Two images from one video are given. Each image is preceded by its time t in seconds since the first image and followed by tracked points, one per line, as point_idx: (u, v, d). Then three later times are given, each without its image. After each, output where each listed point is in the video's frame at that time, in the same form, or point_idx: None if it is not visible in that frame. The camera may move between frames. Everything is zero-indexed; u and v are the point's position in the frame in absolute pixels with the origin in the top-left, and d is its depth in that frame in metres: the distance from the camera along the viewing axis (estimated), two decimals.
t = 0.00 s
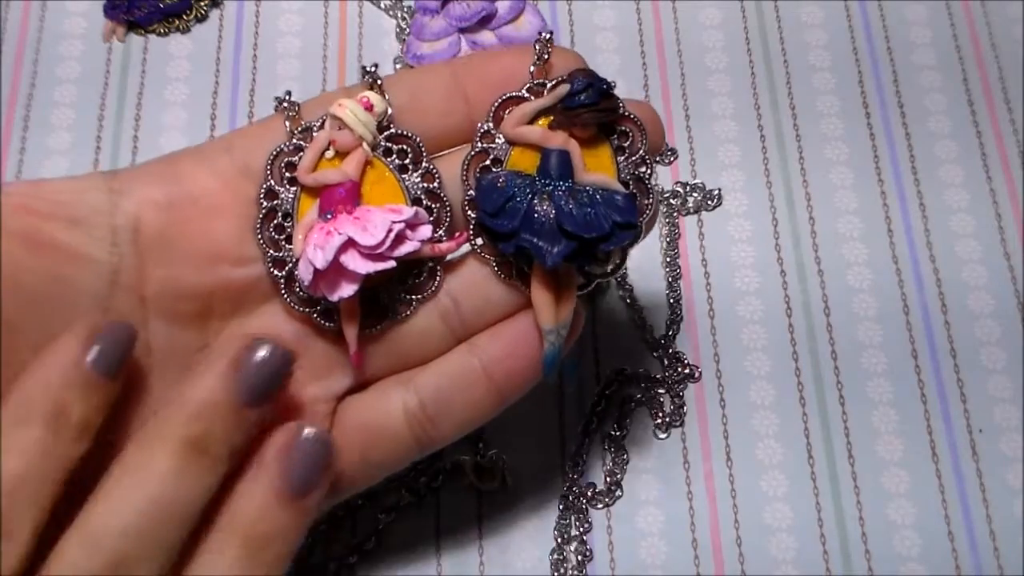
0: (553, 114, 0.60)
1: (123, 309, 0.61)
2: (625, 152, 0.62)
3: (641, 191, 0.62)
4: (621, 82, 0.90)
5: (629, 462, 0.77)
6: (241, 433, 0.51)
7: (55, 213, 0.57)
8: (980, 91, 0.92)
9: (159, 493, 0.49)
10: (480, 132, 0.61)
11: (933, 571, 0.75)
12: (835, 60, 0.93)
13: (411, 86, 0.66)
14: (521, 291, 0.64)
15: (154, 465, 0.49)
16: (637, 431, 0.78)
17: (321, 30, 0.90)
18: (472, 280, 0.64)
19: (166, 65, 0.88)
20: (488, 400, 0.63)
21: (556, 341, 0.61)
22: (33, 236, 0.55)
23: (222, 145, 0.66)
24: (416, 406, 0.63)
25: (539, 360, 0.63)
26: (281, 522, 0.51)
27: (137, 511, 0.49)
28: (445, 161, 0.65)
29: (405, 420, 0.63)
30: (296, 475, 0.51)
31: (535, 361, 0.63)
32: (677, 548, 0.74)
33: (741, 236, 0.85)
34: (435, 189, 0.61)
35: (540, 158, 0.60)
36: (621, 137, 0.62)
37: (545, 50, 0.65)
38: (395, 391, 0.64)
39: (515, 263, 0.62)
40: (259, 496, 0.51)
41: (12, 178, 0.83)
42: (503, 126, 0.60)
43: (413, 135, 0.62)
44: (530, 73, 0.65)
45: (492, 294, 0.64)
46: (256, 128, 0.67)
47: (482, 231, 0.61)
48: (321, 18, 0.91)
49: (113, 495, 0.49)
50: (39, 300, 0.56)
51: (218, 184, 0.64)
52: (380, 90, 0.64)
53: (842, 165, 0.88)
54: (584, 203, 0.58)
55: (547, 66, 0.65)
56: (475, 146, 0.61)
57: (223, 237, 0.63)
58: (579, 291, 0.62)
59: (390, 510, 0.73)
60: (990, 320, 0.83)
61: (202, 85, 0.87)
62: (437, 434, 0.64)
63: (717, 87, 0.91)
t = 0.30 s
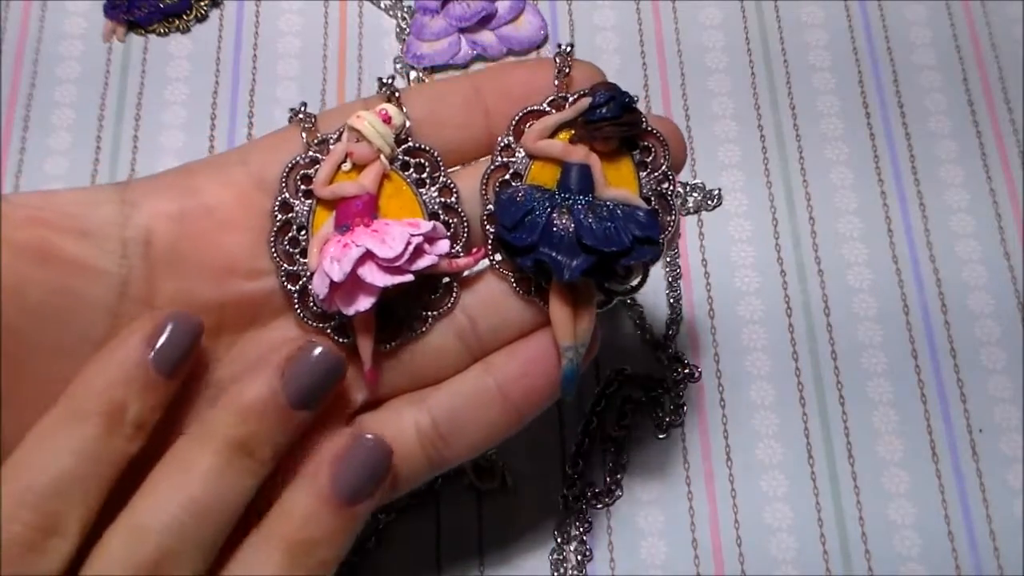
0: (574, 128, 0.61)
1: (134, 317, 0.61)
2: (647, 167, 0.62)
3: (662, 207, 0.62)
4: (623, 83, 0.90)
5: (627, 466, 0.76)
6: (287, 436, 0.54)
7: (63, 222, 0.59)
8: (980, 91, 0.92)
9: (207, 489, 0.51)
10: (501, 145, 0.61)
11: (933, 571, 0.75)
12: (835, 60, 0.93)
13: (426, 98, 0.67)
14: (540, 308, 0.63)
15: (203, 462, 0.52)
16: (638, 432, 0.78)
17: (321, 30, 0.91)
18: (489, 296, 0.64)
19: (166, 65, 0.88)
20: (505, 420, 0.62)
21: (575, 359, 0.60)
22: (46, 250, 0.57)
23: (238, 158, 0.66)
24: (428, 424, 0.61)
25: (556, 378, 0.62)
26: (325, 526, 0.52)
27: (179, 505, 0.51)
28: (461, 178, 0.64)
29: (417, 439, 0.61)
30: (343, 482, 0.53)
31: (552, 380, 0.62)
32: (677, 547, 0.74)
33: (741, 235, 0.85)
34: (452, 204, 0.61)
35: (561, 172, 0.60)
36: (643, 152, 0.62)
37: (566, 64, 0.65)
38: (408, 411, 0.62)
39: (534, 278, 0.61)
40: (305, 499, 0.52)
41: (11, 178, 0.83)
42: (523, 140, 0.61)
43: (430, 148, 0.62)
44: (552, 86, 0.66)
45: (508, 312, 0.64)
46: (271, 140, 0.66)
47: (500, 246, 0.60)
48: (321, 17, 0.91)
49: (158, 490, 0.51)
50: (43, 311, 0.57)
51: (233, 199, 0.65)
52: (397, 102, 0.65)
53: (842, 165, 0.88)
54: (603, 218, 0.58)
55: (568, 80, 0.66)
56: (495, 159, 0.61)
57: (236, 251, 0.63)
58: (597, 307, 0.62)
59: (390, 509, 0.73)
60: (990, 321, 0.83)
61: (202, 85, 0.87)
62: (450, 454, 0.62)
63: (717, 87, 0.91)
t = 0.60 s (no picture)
0: (592, 110, 0.61)
1: (142, 306, 0.61)
2: (663, 149, 0.61)
3: (678, 188, 0.62)
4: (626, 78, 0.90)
5: (628, 465, 0.76)
6: (123, 414, 0.51)
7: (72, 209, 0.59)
8: (980, 91, 0.92)
9: (29, 471, 0.48)
10: (517, 126, 0.61)
11: (932, 571, 0.75)
12: (834, 60, 0.93)
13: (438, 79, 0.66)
14: (557, 290, 0.63)
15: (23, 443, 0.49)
16: (637, 431, 0.78)
17: (320, 29, 0.91)
18: (504, 278, 0.63)
19: (166, 65, 0.88)
20: (519, 404, 0.63)
21: (592, 342, 0.60)
22: (48, 230, 0.56)
23: (250, 140, 0.65)
24: (442, 410, 0.63)
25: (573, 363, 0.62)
26: (157, 498, 0.49)
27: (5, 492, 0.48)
28: (476, 159, 0.64)
29: (431, 425, 0.63)
30: (169, 451, 0.49)
31: (569, 363, 0.62)
32: (677, 548, 0.74)
33: (740, 235, 0.85)
34: (466, 186, 0.61)
35: (578, 154, 0.60)
36: (660, 133, 0.62)
37: (582, 43, 0.65)
38: (421, 395, 0.64)
39: (550, 261, 0.61)
40: (134, 472, 0.49)
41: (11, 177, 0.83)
42: (540, 122, 0.60)
43: (444, 130, 0.62)
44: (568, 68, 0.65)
45: (524, 296, 0.63)
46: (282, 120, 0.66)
47: (518, 228, 0.60)
48: (321, 18, 0.91)
49: None
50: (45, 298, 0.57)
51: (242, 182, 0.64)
52: (410, 83, 0.65)
53: (842, 165, 0.88)
54: (624, 201, 0.57)
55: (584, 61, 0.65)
56: (511, 139, 0.61)
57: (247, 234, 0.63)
58: (615, 291, 0.62)
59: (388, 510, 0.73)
60: (990, 321, 0.83)
61: (202, 85, 0.87)
62: (465, 439, 0.63)
63: (717, 87, 0.91)
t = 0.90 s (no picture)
0: (591, 111, 0.60)
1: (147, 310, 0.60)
2: (662, 150, 0.61)
3: (677, 189, 0.62)
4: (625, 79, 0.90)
5: (629, 464, 0.77)
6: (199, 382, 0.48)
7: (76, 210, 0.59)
8: (980, 91, 0.92)
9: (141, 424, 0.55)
10: (518, 129, 0.61)
11: (932, 571, 0.75)
12: (834, 60, 0.93)
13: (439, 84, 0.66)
14: (559, 290, 0.63)
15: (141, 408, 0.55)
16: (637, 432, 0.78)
17: (320, 29, 0.91)
18: (507, 279, 0.63)
19: (166, 65, 0.88)
20: (521, 405, 0.63)
21: (596, 338, 0.61)
22: (49, 231, 0.57)
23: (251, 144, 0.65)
24: (446, 411, 0.63)
25: (576, 361, 0.63)
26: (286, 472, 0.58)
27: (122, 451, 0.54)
28: (477, 162, 0.64)
29: (435, 425, 0.63)
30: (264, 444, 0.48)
31: (572, 363, 0.63)
32: (677, 548, 0.74)
33: (741, 236, 0.85)
34: (469, 188, 0.61)
35: (579, 154, 0.60)
36: (658, 135, 0.62)
37: (579, 51, 0.65)
38: (425, 397, 0.63)
39: (554, 258, 0.61)
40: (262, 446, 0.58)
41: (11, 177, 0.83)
42: (543, 123, 0.60)
43: (445, 133, 0.62)
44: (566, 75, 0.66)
45: (529, 296, 0.63)
46: (286, 125, 0.66)
47: (521, 226, 0.60)
48: (321, 17, 0.91)
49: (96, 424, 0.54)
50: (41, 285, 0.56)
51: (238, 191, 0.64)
52: (413, 88, 0.65)
53: (842, 165, 0.88)
54: (626, 196, 0.58)
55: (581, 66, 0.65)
56: (513, 142, 0.61)
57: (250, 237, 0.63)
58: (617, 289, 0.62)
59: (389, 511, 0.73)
60: (990, 321, 0.83)
61: (202, 85, 0.87)
62: (467, 439, 0.63)
63: (717, 87, 0.91)
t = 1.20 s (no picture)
0: (567, 99, 0.60)
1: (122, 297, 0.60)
2: (639, 137, 0.61)
3: (655, 177, 0.61)
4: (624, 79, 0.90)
5: (629, 462, 0.77)
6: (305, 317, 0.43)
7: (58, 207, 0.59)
8: (980, 92, 0.92)
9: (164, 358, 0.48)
10: (494, 118, 0.61)
11: (932, 571, 0.75)
12: (836, 60, 0.93)
13: (415, 74, 0.66)
14: (536, 280, 0.62)
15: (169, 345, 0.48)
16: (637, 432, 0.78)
17: (320, 30, 0.91)
18: (485, 270, 0.63)
19: (166, 64, 0.88)
20: (502, 400, 0.62)
21: (574, 329, 0.60)
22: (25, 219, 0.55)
23: (226, 138, 0.65)
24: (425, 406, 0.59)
25: (555, 351, 0.62)
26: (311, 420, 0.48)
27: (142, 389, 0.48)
28: (454, 153, 0.63)
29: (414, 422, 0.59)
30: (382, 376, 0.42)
31: (551, 355, 0.63)
32: (676, 548, 0.74)
33: (740, 236, 0.85)
34: (445, 178, 0.60)
35: (555, 143, 0.60)
36: (635, 122, 0.61)
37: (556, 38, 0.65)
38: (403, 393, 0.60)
39: (531, 249, 0.61)
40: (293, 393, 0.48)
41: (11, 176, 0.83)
42: (517, 113, 0.60)
43: (421, 124, 0.62)
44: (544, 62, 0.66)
45: (507, 286, 0.63)
46: (263, 117, 0.66)
47: (498, 218, 0.60)
48: (321, 17, 0.91)
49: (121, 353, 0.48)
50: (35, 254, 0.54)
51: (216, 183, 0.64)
52: (387, 78, 0.64)
53: (842, 165, 0.88)
54: (602, 186, 0.58)
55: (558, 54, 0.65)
56: (489, 133, 0.60)
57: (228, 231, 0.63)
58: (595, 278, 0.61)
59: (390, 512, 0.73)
60: (990, 321, 0.83)
61: (202, 85, 0.87)
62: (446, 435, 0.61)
63: (717, 86, 0.91)
